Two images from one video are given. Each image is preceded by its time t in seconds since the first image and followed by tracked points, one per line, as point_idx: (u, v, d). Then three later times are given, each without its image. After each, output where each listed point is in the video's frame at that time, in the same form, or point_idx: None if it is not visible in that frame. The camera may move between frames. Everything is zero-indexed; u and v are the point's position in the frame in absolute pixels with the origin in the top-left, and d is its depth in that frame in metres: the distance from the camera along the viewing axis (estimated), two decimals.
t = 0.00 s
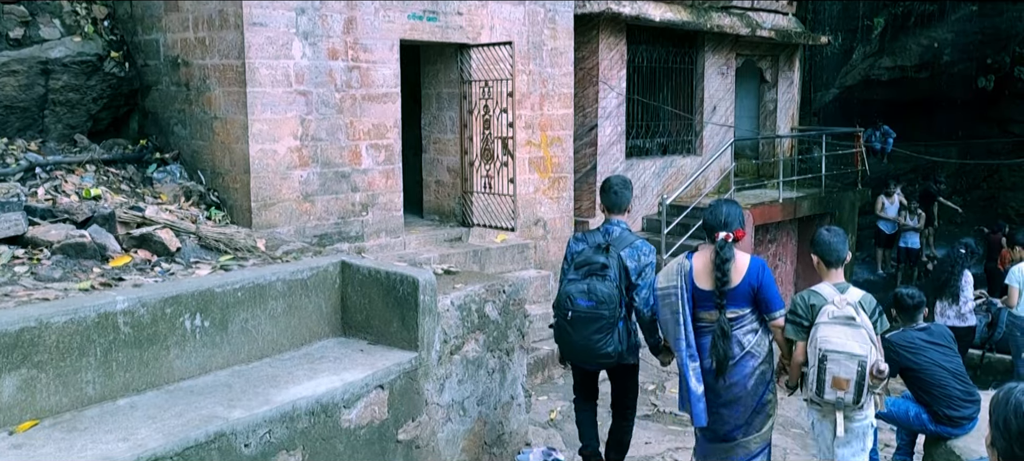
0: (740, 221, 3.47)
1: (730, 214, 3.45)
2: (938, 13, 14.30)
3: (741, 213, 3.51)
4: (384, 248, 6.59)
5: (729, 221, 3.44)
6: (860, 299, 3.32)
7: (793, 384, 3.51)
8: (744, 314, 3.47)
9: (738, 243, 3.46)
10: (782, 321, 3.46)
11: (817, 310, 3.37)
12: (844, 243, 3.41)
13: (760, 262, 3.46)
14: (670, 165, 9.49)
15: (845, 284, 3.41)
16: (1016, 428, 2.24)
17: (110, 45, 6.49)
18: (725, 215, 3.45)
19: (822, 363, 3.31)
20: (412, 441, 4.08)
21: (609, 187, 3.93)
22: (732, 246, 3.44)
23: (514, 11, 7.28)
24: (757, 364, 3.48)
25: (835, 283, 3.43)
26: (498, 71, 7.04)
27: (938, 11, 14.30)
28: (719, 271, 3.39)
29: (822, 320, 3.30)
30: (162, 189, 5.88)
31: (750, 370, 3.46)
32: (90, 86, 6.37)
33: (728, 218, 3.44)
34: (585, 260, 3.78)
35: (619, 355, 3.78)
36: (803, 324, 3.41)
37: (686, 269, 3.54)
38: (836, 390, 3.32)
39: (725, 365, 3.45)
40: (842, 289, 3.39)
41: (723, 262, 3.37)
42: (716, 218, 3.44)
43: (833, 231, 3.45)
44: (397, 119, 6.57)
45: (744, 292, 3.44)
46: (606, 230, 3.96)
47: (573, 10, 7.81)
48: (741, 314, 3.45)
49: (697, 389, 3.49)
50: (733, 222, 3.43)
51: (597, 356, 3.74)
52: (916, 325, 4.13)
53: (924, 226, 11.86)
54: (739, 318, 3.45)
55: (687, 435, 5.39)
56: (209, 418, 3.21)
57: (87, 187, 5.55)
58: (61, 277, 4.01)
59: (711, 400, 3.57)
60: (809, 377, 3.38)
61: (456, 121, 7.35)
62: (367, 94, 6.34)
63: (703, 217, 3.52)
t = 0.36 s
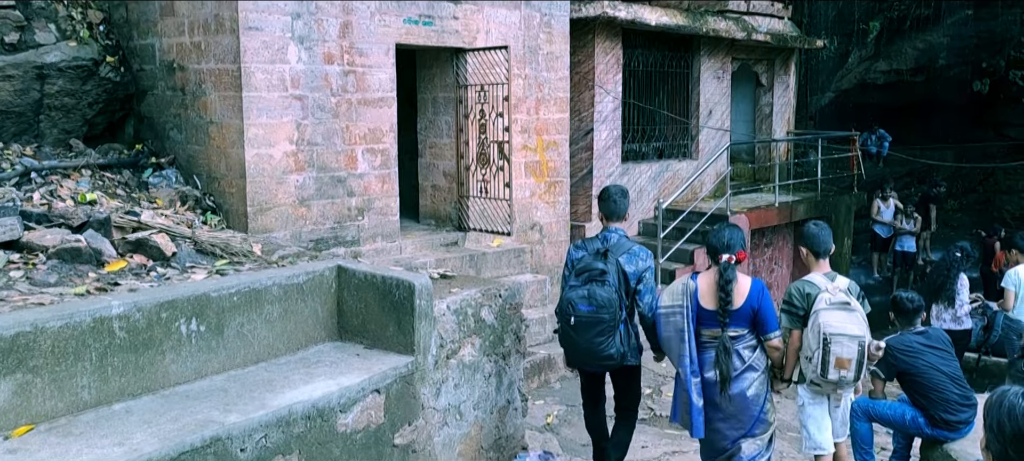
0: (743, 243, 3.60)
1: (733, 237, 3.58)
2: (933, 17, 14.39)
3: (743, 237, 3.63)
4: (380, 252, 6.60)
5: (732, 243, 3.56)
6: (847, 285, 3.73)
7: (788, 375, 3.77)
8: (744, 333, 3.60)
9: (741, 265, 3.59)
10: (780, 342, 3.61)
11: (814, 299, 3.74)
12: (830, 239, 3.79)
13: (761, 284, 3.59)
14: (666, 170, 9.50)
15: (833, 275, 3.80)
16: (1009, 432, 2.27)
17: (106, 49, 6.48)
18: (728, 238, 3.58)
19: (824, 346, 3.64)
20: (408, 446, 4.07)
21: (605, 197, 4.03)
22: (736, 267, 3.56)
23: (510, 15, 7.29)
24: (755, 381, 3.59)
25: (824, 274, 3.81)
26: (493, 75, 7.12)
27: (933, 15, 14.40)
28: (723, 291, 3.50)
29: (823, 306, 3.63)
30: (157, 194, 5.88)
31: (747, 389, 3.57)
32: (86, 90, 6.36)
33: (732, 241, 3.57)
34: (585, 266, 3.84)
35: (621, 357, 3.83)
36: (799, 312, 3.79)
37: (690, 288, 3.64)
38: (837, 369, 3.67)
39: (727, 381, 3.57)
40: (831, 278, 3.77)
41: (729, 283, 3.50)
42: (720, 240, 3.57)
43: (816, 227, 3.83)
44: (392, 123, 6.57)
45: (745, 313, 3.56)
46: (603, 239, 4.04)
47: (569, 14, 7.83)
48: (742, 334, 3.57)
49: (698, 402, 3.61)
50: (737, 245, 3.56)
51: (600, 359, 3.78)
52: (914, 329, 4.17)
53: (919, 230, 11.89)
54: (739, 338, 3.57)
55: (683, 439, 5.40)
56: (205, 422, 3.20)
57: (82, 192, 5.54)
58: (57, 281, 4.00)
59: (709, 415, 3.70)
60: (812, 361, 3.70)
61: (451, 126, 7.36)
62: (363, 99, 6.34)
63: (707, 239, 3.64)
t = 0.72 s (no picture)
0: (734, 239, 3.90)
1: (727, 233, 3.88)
2: (928, 24, 14.69)
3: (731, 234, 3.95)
4: (376, 258, 6.60)
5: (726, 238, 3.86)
6: (832, 288, 4.18)
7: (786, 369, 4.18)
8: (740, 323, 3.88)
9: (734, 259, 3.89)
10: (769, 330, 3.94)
11: (807, 299, 4.13)
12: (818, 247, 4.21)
13: (752, 278, 3.91)
14: (662, 176, 9.52)
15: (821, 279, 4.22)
16: (1006, 438, 2.30)
17: (102, 56, 6.48)
18: (722, 233, 3.87)
19: (821, 341, 4.05)
20: (405, 452, 4.07)
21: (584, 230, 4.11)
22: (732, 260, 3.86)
23: (506, 21, 7.31)
24: (746, 368, 3.89)
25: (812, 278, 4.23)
26: (490, 81, 7.17)
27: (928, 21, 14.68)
28: (724, 281, 3.77)
29: (817, 305, 4.06)
30: (154, 200, 5.88)
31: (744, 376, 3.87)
32: (82, 97, 6.36)
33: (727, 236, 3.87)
34: (580, 303, 3.97)
35: (626, 379, 4.09)
36: (792, 311, 4.18)
37: (691, 281, 3.85)
38: (831, 362, 4.07)
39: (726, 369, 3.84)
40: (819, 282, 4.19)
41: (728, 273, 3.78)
42: (716, 234, 3.86)
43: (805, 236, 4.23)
44: (388, 129, 6.58)
45: (742, 302, 3.86)
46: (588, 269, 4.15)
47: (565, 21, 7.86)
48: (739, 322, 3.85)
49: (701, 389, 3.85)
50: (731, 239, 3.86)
51: (610, 387, 4.02)
52: (909, 334, 4.18)
53: (915, 235, 11.92)
54: (737, 326, 3.85)
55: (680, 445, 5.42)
56: (201, 428, 3.20)
57: (78, 198, 5.54)
58: (53, 288, 4.00)
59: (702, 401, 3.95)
60: (809, 354, 4.11)
61: (448, 132, 7.37)
62: (359, 105, 6.35)
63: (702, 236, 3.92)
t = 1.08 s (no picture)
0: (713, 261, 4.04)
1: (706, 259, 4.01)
2: (922, 28, 14.72)
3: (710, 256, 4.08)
4: (372, 262, 6.60)
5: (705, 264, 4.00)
6: (811, 282, 4.39)
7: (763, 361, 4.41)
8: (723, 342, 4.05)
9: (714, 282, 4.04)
10: (751, 343, 4.16)
11: (781, 295, 4.36)
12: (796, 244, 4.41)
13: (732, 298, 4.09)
14: (657, 180, 9.54)
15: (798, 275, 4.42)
16: (1000, 442, 2.32)
17: (97, 60, 6.47)
18: (704, 259, 4.01)
19: (793, 333, 4.29)
20: (400, 456, 4.08)
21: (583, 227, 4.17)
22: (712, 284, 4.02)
23: (501, 26, 7.33)
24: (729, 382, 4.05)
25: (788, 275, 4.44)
26: (485, 86, 7.15)
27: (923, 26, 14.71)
28: (707, 309, 3.92)
29: (791, 299, 4.29)
30: (149, 204, 5.88)
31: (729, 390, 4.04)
32: (78, 101, 6.35)
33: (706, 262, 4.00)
34: (579, 292, 4.03)
35: (619, 371, 4.11)
36: (770, 306, 4.42)
37: (678, 308, 3.90)
38: (804, 353, 4.30)
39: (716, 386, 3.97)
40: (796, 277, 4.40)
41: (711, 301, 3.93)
42: (699, 261, 3.97)
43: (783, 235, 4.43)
44: (384, 133, 6.58)
45: (725, 322, 4.03)
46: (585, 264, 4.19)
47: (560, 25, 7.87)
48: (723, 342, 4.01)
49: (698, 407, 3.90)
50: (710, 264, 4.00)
51: (603, 376, 4.04)
52: (905, 338, 4.19)
53: (910, 239, 11.95)
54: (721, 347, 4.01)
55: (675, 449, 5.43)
56: (197, 433, 3.20)
57: (74, 203, 5.53)
58: (49, 292, 3.99)
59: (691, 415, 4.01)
60: (783, 346, 4.34)
61: (443, 136, 7.37)
62: (355, 110, 6.35)
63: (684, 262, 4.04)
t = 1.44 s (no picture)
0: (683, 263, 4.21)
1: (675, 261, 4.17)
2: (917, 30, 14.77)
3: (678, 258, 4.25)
4: (367, 265, 6.60)
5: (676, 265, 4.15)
6: (774, 316, 4.52)
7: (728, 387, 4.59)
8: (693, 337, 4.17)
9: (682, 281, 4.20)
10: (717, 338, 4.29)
11: (746, 330, 4.50)
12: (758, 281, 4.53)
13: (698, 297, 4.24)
14: (652, 182, 9.57)
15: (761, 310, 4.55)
16: (997, 444, 2.34)
17: (92, 63, 6.46)
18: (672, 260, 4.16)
19: (756, 365, 4.44)
20: (396, 459, 4.08)
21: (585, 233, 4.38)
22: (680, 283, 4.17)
23: (496, 28, 7.34)
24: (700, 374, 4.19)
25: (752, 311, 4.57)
26: (480, 88, 7.23)
27: (917, 28, 14.75)
28: (677, 305, 4.05)
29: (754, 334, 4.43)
30: (144, 207, 5.87)
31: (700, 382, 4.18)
32: (72, 103, 6.34)
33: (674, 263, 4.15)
34: (583, 292, 4.20)
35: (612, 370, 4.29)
36: (737, 340, 4.56)
37: (649, 304, 4.08)
38: (766, 383, 4.46)
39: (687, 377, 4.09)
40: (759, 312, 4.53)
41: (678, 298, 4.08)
42: (670, 261, 4.17)
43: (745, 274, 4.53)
44: (379, 136, 6.59)
45: (693, 319, 4.18)
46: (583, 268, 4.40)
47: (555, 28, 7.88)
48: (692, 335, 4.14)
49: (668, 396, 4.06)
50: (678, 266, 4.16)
51: (600, 373, 4.21)
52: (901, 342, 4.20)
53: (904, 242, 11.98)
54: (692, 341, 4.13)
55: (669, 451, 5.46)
56: (193, 435, 3.20)
57: (69, 205, 5.52)
58: (43, 295, 3.98)
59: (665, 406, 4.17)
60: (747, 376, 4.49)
61: (438, 139, 7.38)
62: (350, 112, 6.35)
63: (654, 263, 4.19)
